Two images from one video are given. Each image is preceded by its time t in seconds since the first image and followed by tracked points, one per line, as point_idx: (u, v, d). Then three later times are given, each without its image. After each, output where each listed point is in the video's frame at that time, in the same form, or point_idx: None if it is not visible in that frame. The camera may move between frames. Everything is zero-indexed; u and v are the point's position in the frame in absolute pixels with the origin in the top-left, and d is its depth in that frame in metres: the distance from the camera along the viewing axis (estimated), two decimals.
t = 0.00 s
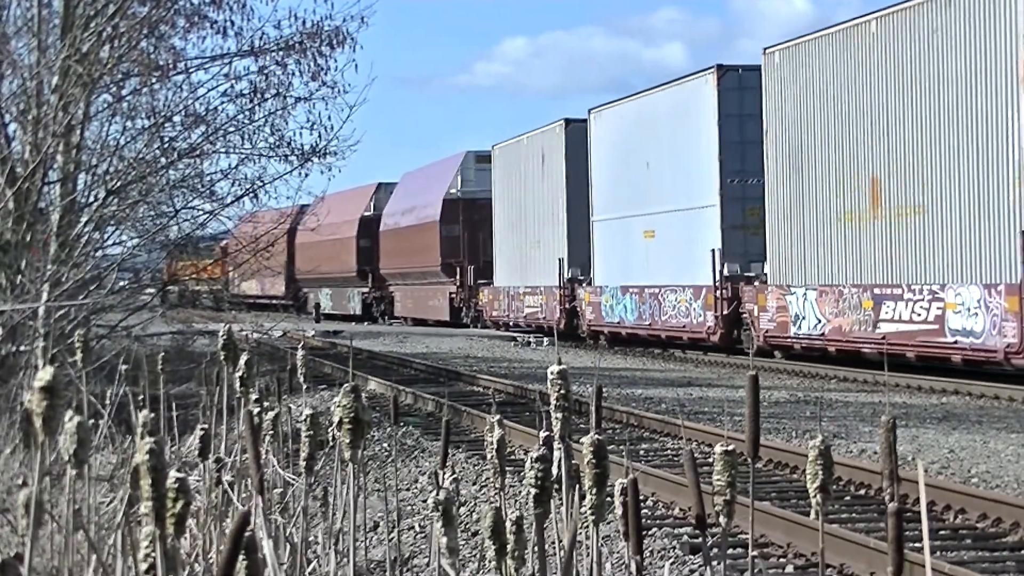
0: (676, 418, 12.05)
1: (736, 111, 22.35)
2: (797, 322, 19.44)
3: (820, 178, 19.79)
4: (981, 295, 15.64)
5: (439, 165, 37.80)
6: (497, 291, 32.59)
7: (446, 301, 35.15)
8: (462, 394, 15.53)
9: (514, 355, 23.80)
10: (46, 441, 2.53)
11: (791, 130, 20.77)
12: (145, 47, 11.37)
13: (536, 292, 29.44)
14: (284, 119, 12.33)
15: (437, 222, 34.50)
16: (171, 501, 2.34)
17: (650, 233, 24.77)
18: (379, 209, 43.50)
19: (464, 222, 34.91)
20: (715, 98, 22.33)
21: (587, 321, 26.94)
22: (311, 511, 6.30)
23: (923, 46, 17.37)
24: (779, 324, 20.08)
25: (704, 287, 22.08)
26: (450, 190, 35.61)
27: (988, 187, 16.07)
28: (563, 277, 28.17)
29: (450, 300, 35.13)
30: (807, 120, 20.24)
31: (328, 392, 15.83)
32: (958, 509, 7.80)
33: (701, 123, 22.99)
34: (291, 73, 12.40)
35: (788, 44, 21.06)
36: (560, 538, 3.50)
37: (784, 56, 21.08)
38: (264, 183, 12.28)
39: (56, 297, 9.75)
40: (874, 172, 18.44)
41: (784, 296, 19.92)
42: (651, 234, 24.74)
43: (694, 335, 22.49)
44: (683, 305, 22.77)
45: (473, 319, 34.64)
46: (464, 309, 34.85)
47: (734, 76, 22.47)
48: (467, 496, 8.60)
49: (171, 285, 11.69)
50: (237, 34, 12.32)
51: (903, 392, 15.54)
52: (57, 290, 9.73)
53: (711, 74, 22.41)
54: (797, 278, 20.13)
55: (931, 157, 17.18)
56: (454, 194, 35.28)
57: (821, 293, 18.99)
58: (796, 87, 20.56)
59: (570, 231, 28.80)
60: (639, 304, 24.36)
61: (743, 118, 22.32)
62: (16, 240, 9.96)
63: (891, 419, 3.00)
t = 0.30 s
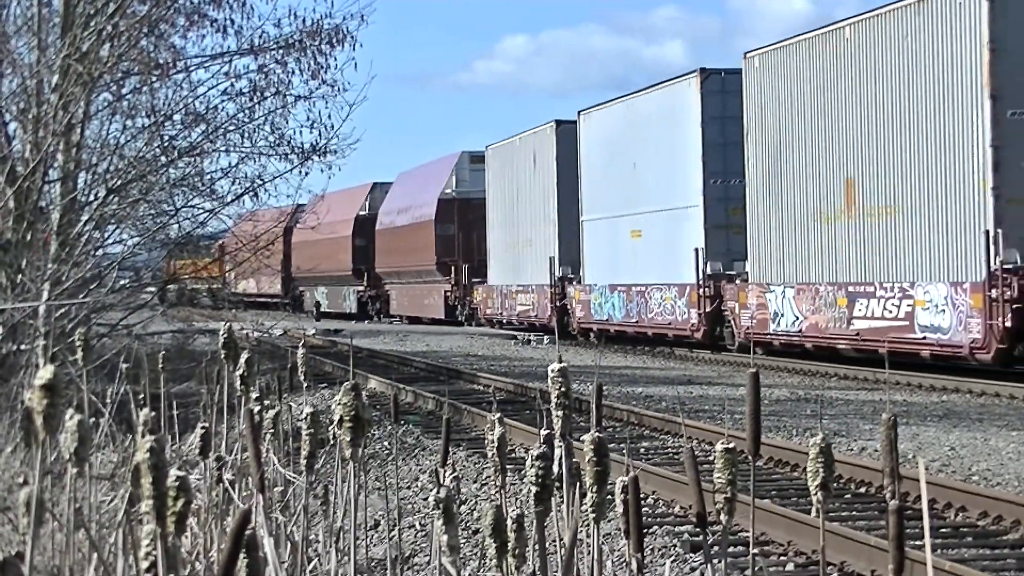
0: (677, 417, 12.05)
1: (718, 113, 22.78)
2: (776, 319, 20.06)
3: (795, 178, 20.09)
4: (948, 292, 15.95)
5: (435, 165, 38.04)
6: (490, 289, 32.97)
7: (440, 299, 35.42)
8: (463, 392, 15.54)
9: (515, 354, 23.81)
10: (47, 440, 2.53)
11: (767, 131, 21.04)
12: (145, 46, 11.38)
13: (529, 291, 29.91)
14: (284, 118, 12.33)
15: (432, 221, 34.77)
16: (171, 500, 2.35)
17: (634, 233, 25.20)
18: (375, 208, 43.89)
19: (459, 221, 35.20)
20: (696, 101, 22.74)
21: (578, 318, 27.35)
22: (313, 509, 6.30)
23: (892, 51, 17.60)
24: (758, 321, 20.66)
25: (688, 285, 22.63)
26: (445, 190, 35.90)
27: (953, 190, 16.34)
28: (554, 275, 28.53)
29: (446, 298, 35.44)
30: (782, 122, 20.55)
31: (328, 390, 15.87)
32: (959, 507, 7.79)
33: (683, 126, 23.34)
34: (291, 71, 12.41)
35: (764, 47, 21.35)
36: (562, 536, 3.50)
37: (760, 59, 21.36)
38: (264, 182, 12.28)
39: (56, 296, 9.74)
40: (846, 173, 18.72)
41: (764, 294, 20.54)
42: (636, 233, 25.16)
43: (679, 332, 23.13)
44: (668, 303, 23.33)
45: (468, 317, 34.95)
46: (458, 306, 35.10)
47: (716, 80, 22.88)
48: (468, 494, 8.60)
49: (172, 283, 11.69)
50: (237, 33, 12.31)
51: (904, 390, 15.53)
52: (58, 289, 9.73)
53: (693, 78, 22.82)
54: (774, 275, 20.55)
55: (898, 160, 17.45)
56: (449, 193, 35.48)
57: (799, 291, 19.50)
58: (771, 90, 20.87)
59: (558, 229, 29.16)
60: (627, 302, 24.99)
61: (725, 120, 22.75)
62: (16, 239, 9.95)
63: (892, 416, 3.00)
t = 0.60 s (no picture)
0: (682, 413, 12.04)
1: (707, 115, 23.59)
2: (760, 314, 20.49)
3: (782, 177, 20.79)
4: (922, 288, 16.60)
5: (436, 165, 38.38)
6: (489, 285, 33.46)
7: (440, 294, 36.06)
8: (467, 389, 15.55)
9: (520, 350, 23.86)
10: (52, 436, 2.53)
11: (756, 131, 21.72)
12: (150, 42, 11.40)
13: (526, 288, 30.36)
14: (289, 113, 12.33)
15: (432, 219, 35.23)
16: (176, 495, 2.36)
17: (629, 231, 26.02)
18: (375, 205, 44.12)
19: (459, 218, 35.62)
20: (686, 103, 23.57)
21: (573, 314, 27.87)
22: (317, 503, 6.30)
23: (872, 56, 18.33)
24: (744, 317, 21.02)
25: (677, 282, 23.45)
26: (444, 188, 36.25)
27: (929, 189, 17.04)
28: (550, 272, 29.20)
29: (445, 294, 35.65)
30: (769, 124, 21.28)
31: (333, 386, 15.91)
32: (963, 505, 7.79)
33: (678, 127, 24.16)
34: (296, 67, 12.40)
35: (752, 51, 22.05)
36: (565, 535, 3.50)
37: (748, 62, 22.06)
38: (270, 177, 12.29)
39: (62, 291, 9.74)
40: (829, 173, 19.44)
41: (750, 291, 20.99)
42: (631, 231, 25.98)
43: (669, 327, 23.76)
44: (659, 299, 24.13)
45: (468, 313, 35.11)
46: (458, 303, 35.64)
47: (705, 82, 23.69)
48: (472, 491, 8.62)
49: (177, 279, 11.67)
50: (243, 28, 12.31)
51: (908, 388, 15.50)
52: (63, 284, 9.72)
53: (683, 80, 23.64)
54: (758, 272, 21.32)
55: (878, 160, 18.14)
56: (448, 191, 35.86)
57: (782, 287, 20.13)
58: (759, 92, 21.58)
59: (555, 227, 29.82)
60: (620, 297, 25.81)
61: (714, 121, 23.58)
62: (21, 235, 9.95)
63: (897, 415, 2.99)
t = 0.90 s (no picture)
0: (685, 411, 12.02)
1: (695, 116, 24.23)
2: (744, 311, 21.32)
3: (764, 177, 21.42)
4: (896, 286, 17.27)
5: (432, 163, 38.78)
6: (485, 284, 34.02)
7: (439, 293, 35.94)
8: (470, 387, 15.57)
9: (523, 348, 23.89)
10: (55, 435, 2.53)
11: (740, 132, 22.40)
12: (153, 41, 11.40)
13: (522, 286, 31.01)
14: (292, 112, 12.33)
15: (431, 218, 35.47)
16: (179, 493, 2.37)
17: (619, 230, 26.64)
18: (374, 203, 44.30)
19: (457, 217, 35.99)
20: (674, 104, 24.22)
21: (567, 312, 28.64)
22: (319, 502, 6.29)
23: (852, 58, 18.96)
24: (729, 314, 21.90)
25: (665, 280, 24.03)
26: (443, 187, 36.60)
27: (902, 189, 17.69)
28: (545, 271, 29.91)
29: (443, 292, 35.97)
30: (754, 124, 21.95)
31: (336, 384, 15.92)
32: (967, 501, 7.78)
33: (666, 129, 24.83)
34: (299, 66, 12.40)
35: (739, 54, 22.75)
36: (569, 532, 3.50)
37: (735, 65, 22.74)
38: (273, 176, 12.29)
39: (66, 290, 9.73)
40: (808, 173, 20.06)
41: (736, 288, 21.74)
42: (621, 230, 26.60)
43: (658, 324, 24.38)
44: (647, 297, 24.71)
45: (467, 311, 35.56)
46: (456, 301, 35.74)
47: (694, 85, 24.34)
48: (476, 489, 8.61)
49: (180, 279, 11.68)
50: (245, 27, 12.30)
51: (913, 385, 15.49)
52: (67, 284, 9.72)
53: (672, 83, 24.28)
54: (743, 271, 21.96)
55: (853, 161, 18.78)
56: (446, 191, 36.24)
57: (766, 285, 20.82)
58: (745, 94, 22.27)
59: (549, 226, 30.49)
60: (610, 296, 26.29)
61: (701, 122, 24.23)
62: (25, 234, 9.95)
63: (901, 412, 2.99)
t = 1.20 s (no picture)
0: (686, 412, 12.03)
1: (681, 120, 24.97)
2: (726, 311, 22.05)
3: (744, 182, 22.33)
4: (870, 288, 18.07)
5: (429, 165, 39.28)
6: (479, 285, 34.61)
7: (435, 293, 36.31)
8: (471, 386, 15.61)
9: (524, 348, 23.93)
10: (56, 434, 2.53)
11: (722, 139, 23.32)
12: (155, 41, 11.39)
13: (515, 286, 31.63)
14: (294, 112, 12.33)
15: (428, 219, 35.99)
16: (181, 493, 2.36)
17: (610, 231, 27.34)
18: (371, 204, 44.69)
19: (453, 217, 36.52)
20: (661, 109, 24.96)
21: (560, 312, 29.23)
22: (320, 503, 6.29)
23: (829, 66, 19.71)
24: (713, 314, 22.54)
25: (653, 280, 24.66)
26: (439, 189, 37.06)
27: (874, 193, 18.60)
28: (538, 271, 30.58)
29: (439, 292, 36.34)
30: (737, 129, 22.74)
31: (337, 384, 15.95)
32: (968, 502, 7.78)
33: (652, 133, 25.55)
34: (301, 66, 12.40)
35: (722, 61, 23.57)
36: (569, 533, 3.50)
37: (718, 73, 23.54)
38: (274, 176, 12.29)
39: (67, 290, 9.72)
40: (786, 178, 21.00)
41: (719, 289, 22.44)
42: (611, 232, 27.30)
43: (646, 323, 24.96)
44: (636, 296, 25.35)
45: (462, 311, 35.92)
46: (452, 300, 36.01)
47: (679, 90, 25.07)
48: (476, 489, 8.62)
49: (181, 278, 11.68)
50: (247, 27, 12.30)
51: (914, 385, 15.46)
52: (68, 283, 9.71)
53: (658, 88, 25.01)
54: (727, 271, 22.69)
55: (828, 165, 19.67)
56: (442, 192, 36.75)
57: (748, 285, 21.50)
58: (728, 100, 23.11)
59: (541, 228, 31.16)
60: (601, 296, 26.96)
61: (687, 127, 24.96)
62: (26, 233, 9.94)
63: (900, 413, 2.99)
